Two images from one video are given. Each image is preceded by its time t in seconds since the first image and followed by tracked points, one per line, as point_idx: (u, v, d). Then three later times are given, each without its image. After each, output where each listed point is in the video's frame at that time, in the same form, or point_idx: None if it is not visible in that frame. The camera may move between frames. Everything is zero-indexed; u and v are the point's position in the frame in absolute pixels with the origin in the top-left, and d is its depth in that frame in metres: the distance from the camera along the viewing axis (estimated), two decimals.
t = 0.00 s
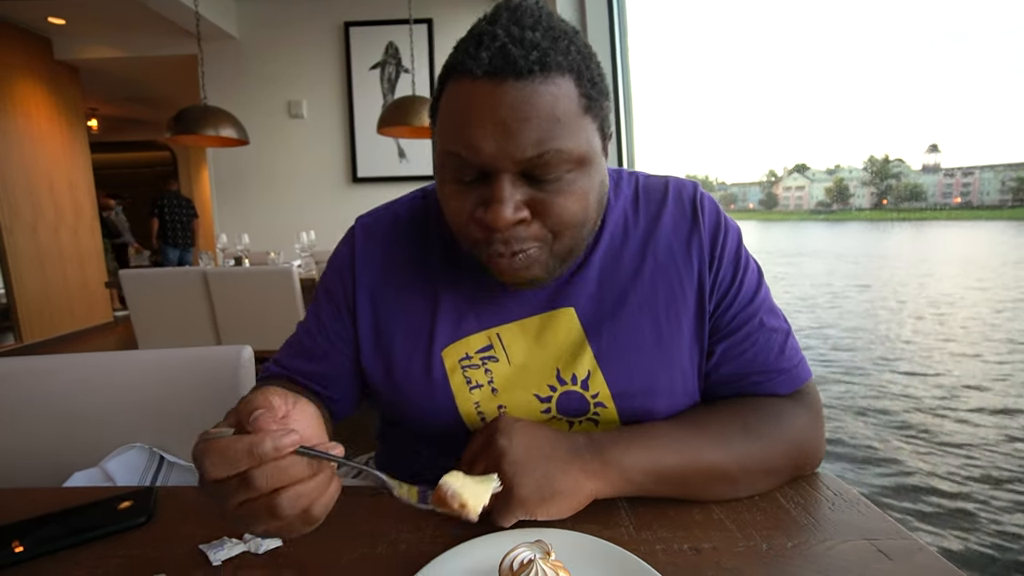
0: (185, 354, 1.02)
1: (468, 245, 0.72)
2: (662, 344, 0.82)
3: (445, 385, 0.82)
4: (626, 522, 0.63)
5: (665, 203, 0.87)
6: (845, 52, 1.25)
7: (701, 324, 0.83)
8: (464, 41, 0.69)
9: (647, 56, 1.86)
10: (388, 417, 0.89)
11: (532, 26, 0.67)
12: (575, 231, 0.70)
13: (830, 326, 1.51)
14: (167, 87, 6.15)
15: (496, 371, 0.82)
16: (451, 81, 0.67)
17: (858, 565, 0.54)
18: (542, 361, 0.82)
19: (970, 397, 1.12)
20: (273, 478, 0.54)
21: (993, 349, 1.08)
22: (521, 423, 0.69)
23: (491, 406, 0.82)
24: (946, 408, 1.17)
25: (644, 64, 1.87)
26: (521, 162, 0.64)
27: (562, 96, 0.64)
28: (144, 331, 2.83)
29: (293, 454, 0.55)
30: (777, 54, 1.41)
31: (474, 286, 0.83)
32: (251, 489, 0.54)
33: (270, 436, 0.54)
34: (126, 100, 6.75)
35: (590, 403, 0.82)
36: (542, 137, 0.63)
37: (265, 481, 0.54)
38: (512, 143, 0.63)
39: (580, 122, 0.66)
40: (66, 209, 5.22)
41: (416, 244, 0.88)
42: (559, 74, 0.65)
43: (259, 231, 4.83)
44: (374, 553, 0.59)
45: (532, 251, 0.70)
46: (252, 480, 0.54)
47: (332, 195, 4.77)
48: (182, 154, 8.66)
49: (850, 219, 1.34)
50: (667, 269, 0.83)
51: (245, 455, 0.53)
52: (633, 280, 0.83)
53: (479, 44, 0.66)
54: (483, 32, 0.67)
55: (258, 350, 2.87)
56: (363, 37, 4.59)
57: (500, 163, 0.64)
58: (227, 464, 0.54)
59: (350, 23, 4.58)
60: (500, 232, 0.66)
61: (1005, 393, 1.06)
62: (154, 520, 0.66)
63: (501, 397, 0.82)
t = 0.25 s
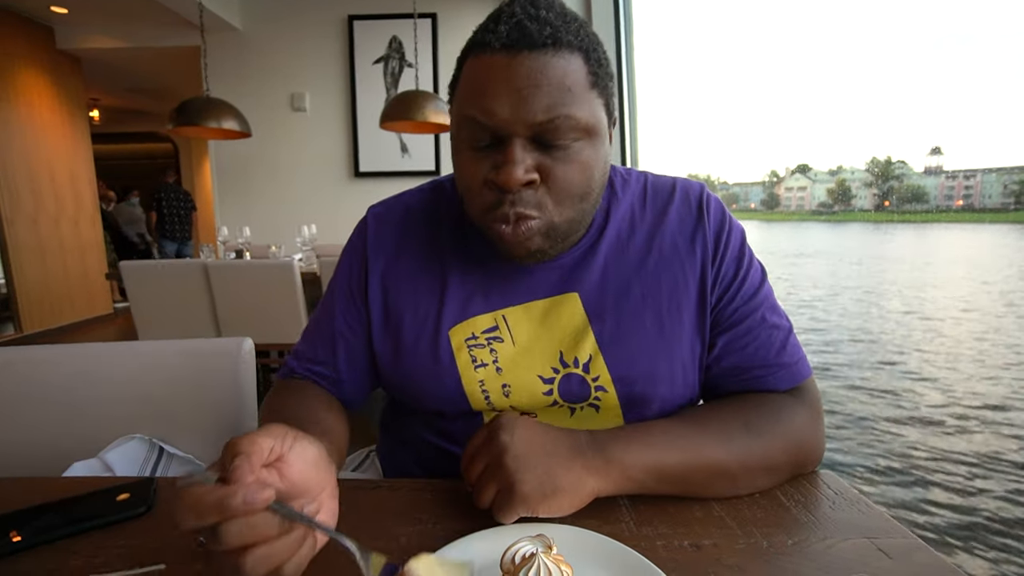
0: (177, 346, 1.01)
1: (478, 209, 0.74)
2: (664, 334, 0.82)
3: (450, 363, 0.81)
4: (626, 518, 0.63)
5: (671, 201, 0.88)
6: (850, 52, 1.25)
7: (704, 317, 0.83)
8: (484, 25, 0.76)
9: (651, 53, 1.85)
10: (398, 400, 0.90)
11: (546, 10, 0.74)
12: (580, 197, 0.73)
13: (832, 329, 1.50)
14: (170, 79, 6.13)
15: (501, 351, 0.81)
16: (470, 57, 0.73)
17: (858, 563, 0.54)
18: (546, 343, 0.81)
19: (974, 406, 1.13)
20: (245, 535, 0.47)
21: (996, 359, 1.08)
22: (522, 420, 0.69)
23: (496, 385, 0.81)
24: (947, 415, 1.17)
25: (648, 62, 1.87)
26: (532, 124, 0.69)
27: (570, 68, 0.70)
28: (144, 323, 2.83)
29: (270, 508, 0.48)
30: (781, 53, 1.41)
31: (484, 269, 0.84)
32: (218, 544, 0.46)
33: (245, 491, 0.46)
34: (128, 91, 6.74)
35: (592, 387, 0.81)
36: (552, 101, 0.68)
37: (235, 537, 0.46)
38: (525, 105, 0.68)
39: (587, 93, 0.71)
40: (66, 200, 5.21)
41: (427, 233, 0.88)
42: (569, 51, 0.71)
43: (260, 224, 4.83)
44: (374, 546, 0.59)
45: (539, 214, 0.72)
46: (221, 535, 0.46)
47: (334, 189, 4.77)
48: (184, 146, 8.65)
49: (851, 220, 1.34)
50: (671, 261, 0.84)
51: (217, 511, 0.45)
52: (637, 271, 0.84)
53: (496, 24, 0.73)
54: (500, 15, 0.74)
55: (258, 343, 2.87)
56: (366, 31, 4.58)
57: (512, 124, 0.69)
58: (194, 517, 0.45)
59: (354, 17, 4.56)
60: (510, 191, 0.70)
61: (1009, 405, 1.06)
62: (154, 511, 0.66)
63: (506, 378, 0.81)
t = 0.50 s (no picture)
0: (177, 348, 1.02)
1: (482, 180, 0.73)
2: (662, 334, 0.82)
3: (452, 359, 0.81)
4: (626, 523, 0.63)
5: (670, 206, 0.88)
6: (849, 55, 1.25)
7: (701, 318, 0.83)
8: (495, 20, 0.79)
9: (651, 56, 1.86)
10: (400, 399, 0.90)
11: (555, 6, 0.77)
12: (583, 174, 0.72)
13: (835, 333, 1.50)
14: (171, 82, 6.15)
15: (502, 347, 0.81)
16: (483, 44, 0.76)
17: (858, 569, 0.54)
18: (546, 340, 0.81)
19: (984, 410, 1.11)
20: None
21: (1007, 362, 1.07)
22: (523, 425, 0.69)
23: (497, 381, 0.81)
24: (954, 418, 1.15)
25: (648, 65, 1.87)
26: (540, 97, 0.70)
27: (577, 53, 0.72)
28: (143, 326, 2.83)
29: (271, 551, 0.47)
30: (780, 56, 1.41)
31: (486, 266, 0.84)
32: None
33: (246, 535, 0.45)
34: (129, 94, 6.75)
35: (590, 383, 0.81)
36: (560, 77, 0.70)
37: None
38: (534, 77, 0.70)
39: (592, 79, 0.73)
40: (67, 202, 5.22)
41: (428, 233, 0.88)
42: (576, 39, 0.74)
43: (260, 227, 4.83)
44: (373, 551, 0.58)
45: (543, 183, 0.71)
46: None
47: (334, 192, 4.77)
48: (184, 149, 8.66)
49: (850, 223, 1.33)
50: (669, 262, 0.84)
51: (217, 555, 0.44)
52: (636, 272, 0.83)
53: (507, 14, 0.76)
54: (511, 8, 0.77)
55: (257, 346, 2.87)
56: (367, 35, 4.59)
57: (521, 97, 0.71)
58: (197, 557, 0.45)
59: (355, 21, 4.57)
60: (515, 158, 0.69)
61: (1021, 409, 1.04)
62: (152, 515, 0.66)
63: (507, 373, 0.81)
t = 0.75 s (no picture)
0: (169, 355, 1.01)
1: (476, 173, 0.73)
2: (653, 337, 0.82)
3: (444, 362, 0.81)
4: (619, 529, 0.63)
5: (661, 209, 0.88)
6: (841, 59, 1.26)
7: (692, 322, 0.83)
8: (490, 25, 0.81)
9: (644, 61, 1.86)
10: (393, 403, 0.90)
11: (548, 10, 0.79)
12: (577, 167, 0.72)
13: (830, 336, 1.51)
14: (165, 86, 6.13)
15: (494, 349, 0.81)
16: (477, 47, 0.78)
17: (850, 572, 0.54)
18: (537, 342, 0.82)
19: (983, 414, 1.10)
20: None
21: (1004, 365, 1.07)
22: (516, 431, 0.69)
23: (489, 383, 0.80)
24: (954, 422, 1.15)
25: (642, 70, 1.88)
26: (534, 92, 0.71)
27: (569, 52, 0.74)
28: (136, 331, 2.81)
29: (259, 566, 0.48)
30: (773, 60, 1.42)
31: (478, 269, 0.84)
32: None
33: (234, 550, 0.46)
34: (123, 98, 6.73)
35: (581, 384, 0.81)
36: (553, 74, 0.71)
37: None
38: (528, 73, 0.71)
39: (584, 78, 0.74)
40: (59, 206, 5.19)
41: (421, 237, 0.88)
42: (567, 41, 0.75)
43: (254, 231, 4.81)
44: (365, 558, 0.58)
45: (537, 175, 0.70)
46: None
47: (328, 195, 4.77)
48: (178, 153, 8.64)
49: (843, 226, 1.32)
50: (660, 265, 0.84)
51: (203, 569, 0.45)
52: (627, 274, 0.84)
53: (502, 18, 0.78)
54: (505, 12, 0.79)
55: (250, 350, 2.86)
56: (362, 39, 4.59)
57: (515, 91, 0.71)
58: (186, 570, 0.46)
59: (349, 25, 4.58)
60: (509, 148, 0.69)
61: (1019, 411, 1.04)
62: (142, 524, 0.65)
63: (498, 375, 0.81)
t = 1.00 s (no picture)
0: (169, 360, 1.01)
1: (473, 192, 0.74)
2: (651, 340, 0.82)
3: (444, 366, 0.81)
4: (619, 532, 0.63)
5: (659, 211, 0.89)
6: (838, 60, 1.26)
7: (691, 324, 0.83)
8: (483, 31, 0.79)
9: (642, 62, 1.87)
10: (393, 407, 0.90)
11: (542, 17, 0.77)
12: (572, 184, 0.73)
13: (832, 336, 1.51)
14: (164, 90, 6.14)
15: (494, 353, 0.81)
16: (470, 58, 0.77)
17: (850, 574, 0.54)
18: (537, 345, 0.82)
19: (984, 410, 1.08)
20: None
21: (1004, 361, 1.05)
22: (515, 433, 0.69)
23: (489, 387, 0.80)
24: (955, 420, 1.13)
25: (640, 71, 1.88)
26: (528, 110, 0.71)
27: (562, 65, 0.73)
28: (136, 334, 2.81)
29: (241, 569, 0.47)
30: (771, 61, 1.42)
31: (478, 273, 0.84)
32: None
33: (217, 549, 0.46)
34: (122, 102, 6.74)
35: (580, 387, 0.81)
36: (546, 91, 0.71)
37: None
38: (521, 91, 0.71)
39: (578, 90, 0.73)
40: (58, 211, 5.19)
41: (419, 241, 0.88)
42: (561, 51, 0.74)
43: (253, 234, 4.81)
44: (365, 562, 0.58)
45: (533, 195, 0.72)
46: None
47: (327, 199, 4.77)
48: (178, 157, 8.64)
49: (842, 225, 1.31)
50: (658, 268, 0.84)
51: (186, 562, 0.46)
52: (625, 277, 0.84)
53: (495, 27, 0.76)
54: (499, 20, 0.77)
55: (250, 354, 2.86)
56: (360, 42, 4.60)
57: (509, 110, 0.71)
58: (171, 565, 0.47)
59: (347, 28, 4.58)
60: (506, 170, 0.70)
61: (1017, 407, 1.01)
62: (143, 529, 0.65)
63: (498, 378, 0.81)
